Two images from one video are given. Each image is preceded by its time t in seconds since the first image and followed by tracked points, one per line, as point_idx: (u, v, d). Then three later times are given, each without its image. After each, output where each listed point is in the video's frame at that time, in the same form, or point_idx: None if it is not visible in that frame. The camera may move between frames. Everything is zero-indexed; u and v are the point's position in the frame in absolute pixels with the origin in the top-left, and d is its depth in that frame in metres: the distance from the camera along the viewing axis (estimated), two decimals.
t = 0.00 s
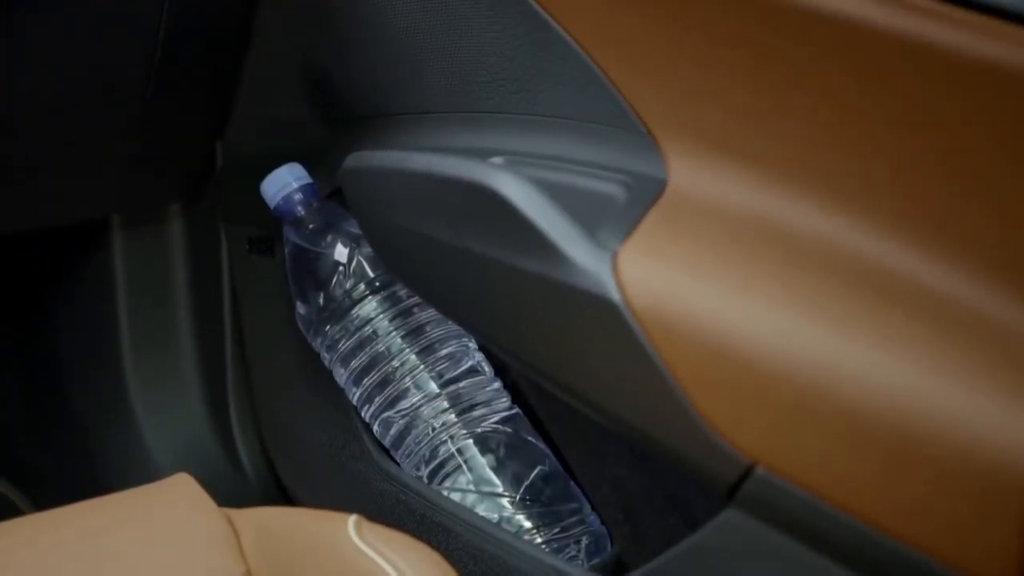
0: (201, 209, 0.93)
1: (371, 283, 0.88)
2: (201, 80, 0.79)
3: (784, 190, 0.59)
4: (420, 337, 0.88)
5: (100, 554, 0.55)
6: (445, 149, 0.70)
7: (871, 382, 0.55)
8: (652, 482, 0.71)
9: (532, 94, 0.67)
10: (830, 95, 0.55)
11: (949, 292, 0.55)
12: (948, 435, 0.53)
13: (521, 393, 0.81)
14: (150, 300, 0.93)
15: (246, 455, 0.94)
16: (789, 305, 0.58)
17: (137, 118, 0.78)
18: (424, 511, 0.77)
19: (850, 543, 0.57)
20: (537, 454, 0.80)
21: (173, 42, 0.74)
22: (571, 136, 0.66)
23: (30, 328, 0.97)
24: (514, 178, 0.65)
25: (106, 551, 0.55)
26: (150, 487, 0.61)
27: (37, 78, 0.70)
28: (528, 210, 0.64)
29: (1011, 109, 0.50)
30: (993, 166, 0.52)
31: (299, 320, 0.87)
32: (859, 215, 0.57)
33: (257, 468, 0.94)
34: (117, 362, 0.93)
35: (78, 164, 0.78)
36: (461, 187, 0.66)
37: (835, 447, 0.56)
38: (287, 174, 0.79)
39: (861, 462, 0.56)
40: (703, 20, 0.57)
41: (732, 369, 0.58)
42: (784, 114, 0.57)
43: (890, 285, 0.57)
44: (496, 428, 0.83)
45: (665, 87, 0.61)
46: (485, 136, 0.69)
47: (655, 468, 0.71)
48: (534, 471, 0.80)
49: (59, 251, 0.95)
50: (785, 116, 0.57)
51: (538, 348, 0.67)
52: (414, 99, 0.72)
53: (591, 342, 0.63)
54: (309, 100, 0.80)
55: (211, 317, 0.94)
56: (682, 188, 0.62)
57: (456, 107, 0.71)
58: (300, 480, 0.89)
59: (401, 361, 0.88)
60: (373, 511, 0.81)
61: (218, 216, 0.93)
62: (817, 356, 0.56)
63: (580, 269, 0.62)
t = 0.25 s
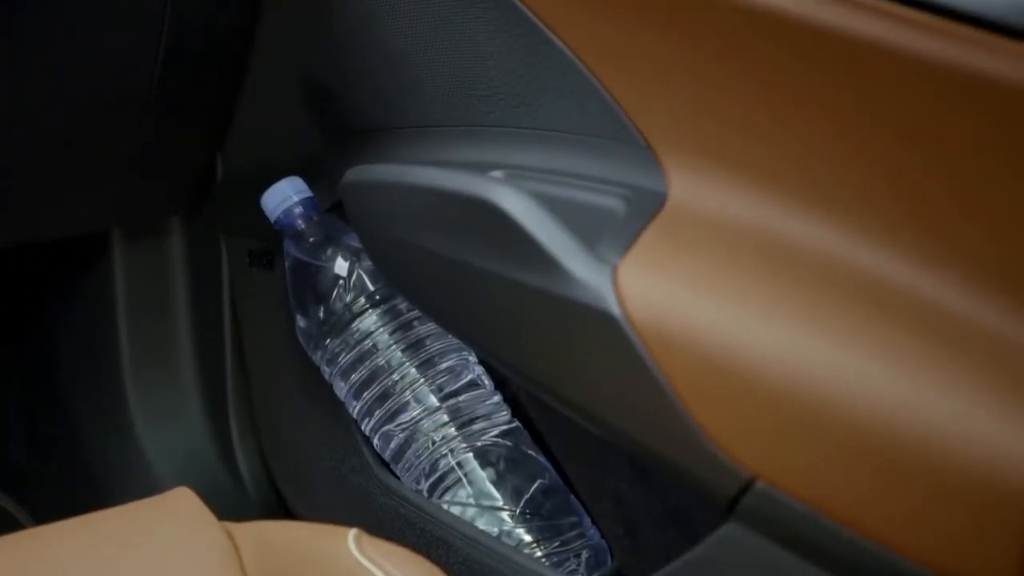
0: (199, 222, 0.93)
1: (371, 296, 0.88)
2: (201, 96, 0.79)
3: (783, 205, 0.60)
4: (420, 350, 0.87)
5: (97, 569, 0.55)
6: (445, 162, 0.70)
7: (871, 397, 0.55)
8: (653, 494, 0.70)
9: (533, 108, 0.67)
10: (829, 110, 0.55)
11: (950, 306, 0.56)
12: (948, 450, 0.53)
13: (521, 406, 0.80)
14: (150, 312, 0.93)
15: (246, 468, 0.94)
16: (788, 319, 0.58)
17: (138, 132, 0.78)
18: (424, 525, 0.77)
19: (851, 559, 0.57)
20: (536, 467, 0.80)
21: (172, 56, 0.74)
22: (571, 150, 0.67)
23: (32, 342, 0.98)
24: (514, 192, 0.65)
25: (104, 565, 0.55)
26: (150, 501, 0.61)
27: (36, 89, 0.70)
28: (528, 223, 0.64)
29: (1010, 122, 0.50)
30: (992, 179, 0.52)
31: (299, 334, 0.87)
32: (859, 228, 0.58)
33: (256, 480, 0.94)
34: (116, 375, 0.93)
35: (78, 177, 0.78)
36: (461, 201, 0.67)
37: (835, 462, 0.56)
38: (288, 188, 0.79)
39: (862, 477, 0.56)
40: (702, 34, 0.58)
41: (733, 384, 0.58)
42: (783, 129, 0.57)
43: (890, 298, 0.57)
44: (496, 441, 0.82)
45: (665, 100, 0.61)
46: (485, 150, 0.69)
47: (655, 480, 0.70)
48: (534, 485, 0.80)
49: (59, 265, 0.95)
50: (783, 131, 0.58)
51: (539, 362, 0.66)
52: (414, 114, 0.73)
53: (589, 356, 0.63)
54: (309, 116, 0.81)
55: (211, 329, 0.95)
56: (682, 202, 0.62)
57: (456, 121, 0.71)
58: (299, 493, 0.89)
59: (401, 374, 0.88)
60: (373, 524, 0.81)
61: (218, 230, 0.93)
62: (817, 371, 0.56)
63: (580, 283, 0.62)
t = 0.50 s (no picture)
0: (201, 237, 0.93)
1: (371, 312, 0.88)
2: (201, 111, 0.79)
3: (784, 221, 0.60)
4: (420, 365, 0.88)
5: None
6: (445, 178, 0.71)
7: (872, 415, 0.55)
8: (653, 511, 0.71)
9: (532, 124, 0.67)
10: (828, 128, 0.56)
11: (950, 322, 0.56)
12: (946, 467, 0.54)
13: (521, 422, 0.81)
14: (151, 327, 0.93)
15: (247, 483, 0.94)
16: (788, 336, 0.58)
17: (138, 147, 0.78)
18: (424, 541, 0.77)
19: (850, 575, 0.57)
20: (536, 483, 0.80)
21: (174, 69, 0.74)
22: (570, 166, 0.67)
23: (32, 357, 0.98)
24: (514, 209, 0.65)
25: None
26: (150, 517, 0.61)
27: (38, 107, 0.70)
28: (528, 240, 0.64)
29: (1010, 142, 0.51)
30: (993, 198, 0.52)
31: (299, 349, 0.87)
32: (858, 246, 0.58)
33: (256, 495, 0.94)
34: (117, 390, 0.93)
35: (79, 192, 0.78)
36: (461, 217, 0.67)
37: (835, 478, 0.56)
38: (288, 204, 0.79)
39: (862, 493, 0.56)
40: (703, 51, 0.58)
41: (733, 400, 0.58)
42: (782, 146, 0.58)
43: (889, 315, 0.57)
44: (496, 457, 0.83)
45: (664, 117, 0.62)
46: (484, 165, 0.70)
47: (655, 497, 0.71)
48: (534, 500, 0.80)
49: (60, 280, 0.95)
50: (782, 149, 0.58)
51: (538, 378, 0.66)
52: (414, 130, 0.73)
53: (588, 372, 0.63)
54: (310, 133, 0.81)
55: (212, 344, 0.95)
56: (682, 219, 0.62)
57: (456, 137, 0.71)
58: (300, 509, 0.88)
59: (401, 390, 0.88)
60: (373, 540, 0.81)
61: (218, 246, 0.93)
62: (817, 388, 0.56)
63: (579, 299, 0.62)
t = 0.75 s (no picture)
0: (200, 251, 0.93)
1: (371, 324, 0.88)
2: (201, 128, 0.79)
3: (784, 235, 0.60)
4: (420, 378, 0.88)
5: None
6: (444, 190, 0.71)
7: (870, 426, 0.56)
8: (654, 524, 0.71)
9: (532, 136, 0.68)
10: (827, 141, 0.56)
11: (948, 334, 0.56)
12: (946, 478, 0.54)
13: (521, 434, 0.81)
14: (151, 338, 0.93)
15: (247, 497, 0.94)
16: (787, 349, 0.58)
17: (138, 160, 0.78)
18: (424, 553, 0.77)
19: None
20: (536, 495, 0.81)
21: (174, 84, 0.74)
22: (570, 179, 0.67)
23: (34, 368, 0.98)
24: (514, 221, 0.65)
25: None
26: (149, 529, 0.61)
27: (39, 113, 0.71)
28: (528, 252, 0.64)
29: (1009, 151, 0.51)
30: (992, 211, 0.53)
31: (300, 361, 0.87)
32: (857, 258, 0.58)
33: (257, 508, 0.94)
34: (117, 401, 0.93)
35: (79, 203, 0.79)
36: (461, 230, 0.67)
37: (836, 491, 0.56)
38: (289, 217, 0.79)
39: (862, 506, 0.56)
40: (702, 66, 0.59)
41: (734, 412, 0.58)
42: (782, 160, 0.58)
43: (889, 328, 0.57)
44: (496, 469, 0.83)
45: (664, 131, 0.62)
46: (484, 178, 0.70)
47: (655, 510, 0.71)
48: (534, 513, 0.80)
49: (60, 292, 0.95)
50: (782, 163, 0.58)
51: (539, 391, 0.66)
52: (415, 143, 0.73)
53: (591, 385, 0.63)
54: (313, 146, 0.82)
55: (212, 356, 0.95)
56: (682, 232, 0.63)
57: (456, 150, 0.71)
58: (300, 523, 0.88)
59: (401, 403, 0.88)
60: (373, 553, 0.81)
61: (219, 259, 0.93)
62: (816, 400, 0.57)
63: (579, 312, 0.62)
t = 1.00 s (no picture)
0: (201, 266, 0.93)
1: (371, 340, 0.88)
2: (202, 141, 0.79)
3: (784, 253, 0.60)
4: (420, 394, 0.88)
5: None
6: (444, 207, 0.71)
7: (872, 443, 0.55)
8: (654, 539, 0.73)
9: (531, 152, 0.68)
10: (826, 157, 0.56)
11: (948, 351, 0.56)
12: (945, 497, 0.54)
13: (521, 450, 0.82)
14: (151, 353, 0.94)
15: (246, 511, 0.94)
16: (787, 366, 0.58)
17: (139, 174, 0.78)
18: (424, 570, 0.77)
19: None
20: (536, 511, 0.80)
21: (177, 97, 0.74)
22: (570, 196, 0.67)
23: (33, 384, 0.98)
24: (513, 238, 0.66)
25: None
26: (149, 547, 0.61)
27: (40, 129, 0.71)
28: (528, 269, 0.64)
29: (1011, 170, 0.51)
30: (993, 229, 0.53)
31: (301, 378, 0.87)
32: (857, 275, 0.58)
33: (257, 522, 0.94)
34: (116, 417, 0.93)
35: (79, 218, 0.79)
36: (461, 246, 0.67)
37: (836, 508, 0.56)
38: (289, 232, 0.79)
39: (863, 523, 0.56)
40: (701, 82, 0.59)
41: (733, 430, 0.58)
42: (781, 176, 0.58)
43: (889, 346, 0.57)
44: (496, 485, 0.83)
45: (663, 147, 0.62)
46: (484, 195, 0.70)
47: (655, 526, 0.72)
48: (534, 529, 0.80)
49: (60, 307, 0.95)
50: (782, 179, 0.58)
51: (539, 408, 0.66)
52: (415, 159, 0.73)
53: (590, 400, 0.63)
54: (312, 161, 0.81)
55: (212, 370, 0.95)
56: (682, 249, 0.63)
57: (456, 166, 0.71)
58: (300, 538, 0.88)
59: (401, 419, 0.88)
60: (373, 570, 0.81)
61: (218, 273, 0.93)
62: (816, 417, 0.57)
63: (580, 328, 0.62)
